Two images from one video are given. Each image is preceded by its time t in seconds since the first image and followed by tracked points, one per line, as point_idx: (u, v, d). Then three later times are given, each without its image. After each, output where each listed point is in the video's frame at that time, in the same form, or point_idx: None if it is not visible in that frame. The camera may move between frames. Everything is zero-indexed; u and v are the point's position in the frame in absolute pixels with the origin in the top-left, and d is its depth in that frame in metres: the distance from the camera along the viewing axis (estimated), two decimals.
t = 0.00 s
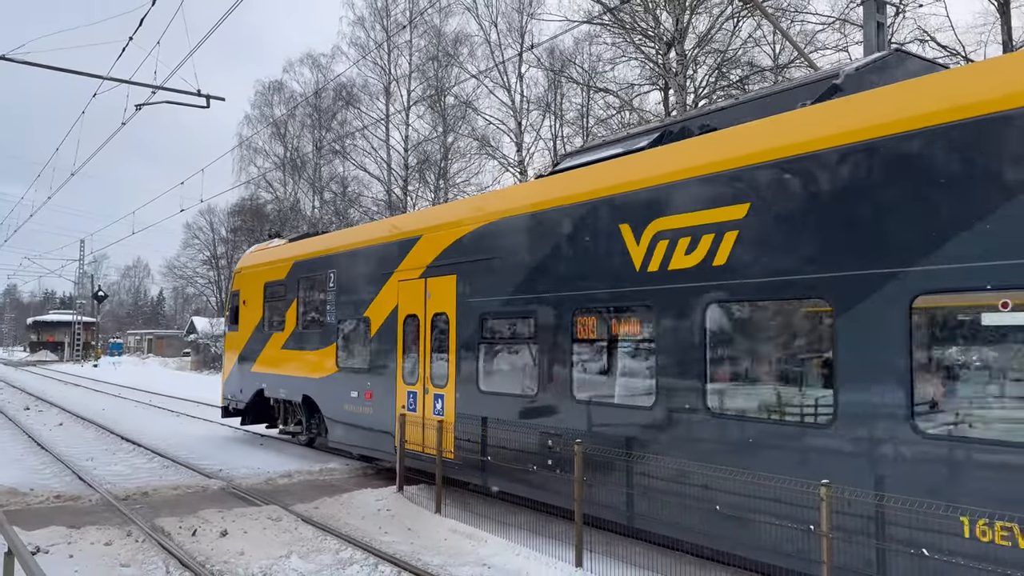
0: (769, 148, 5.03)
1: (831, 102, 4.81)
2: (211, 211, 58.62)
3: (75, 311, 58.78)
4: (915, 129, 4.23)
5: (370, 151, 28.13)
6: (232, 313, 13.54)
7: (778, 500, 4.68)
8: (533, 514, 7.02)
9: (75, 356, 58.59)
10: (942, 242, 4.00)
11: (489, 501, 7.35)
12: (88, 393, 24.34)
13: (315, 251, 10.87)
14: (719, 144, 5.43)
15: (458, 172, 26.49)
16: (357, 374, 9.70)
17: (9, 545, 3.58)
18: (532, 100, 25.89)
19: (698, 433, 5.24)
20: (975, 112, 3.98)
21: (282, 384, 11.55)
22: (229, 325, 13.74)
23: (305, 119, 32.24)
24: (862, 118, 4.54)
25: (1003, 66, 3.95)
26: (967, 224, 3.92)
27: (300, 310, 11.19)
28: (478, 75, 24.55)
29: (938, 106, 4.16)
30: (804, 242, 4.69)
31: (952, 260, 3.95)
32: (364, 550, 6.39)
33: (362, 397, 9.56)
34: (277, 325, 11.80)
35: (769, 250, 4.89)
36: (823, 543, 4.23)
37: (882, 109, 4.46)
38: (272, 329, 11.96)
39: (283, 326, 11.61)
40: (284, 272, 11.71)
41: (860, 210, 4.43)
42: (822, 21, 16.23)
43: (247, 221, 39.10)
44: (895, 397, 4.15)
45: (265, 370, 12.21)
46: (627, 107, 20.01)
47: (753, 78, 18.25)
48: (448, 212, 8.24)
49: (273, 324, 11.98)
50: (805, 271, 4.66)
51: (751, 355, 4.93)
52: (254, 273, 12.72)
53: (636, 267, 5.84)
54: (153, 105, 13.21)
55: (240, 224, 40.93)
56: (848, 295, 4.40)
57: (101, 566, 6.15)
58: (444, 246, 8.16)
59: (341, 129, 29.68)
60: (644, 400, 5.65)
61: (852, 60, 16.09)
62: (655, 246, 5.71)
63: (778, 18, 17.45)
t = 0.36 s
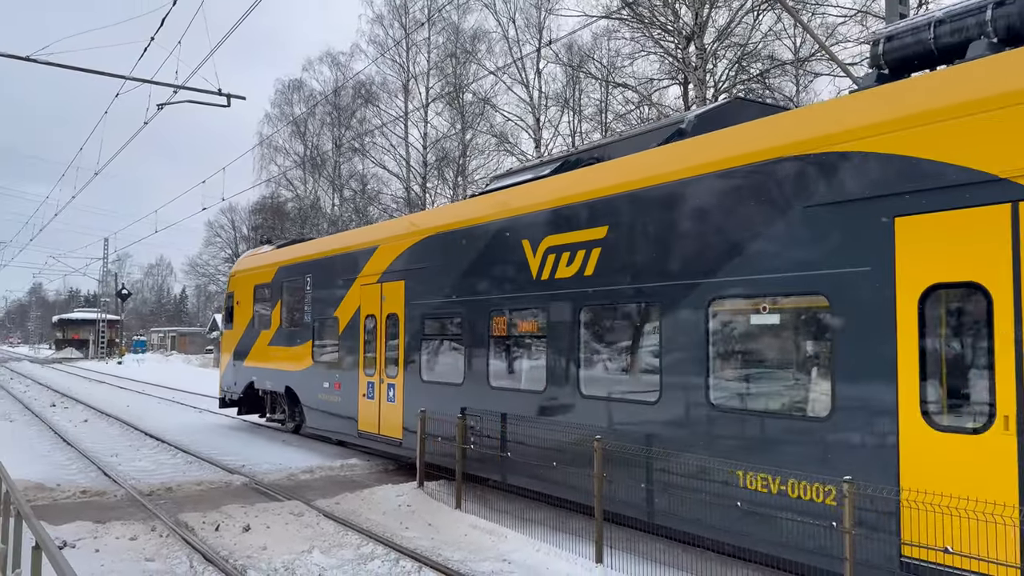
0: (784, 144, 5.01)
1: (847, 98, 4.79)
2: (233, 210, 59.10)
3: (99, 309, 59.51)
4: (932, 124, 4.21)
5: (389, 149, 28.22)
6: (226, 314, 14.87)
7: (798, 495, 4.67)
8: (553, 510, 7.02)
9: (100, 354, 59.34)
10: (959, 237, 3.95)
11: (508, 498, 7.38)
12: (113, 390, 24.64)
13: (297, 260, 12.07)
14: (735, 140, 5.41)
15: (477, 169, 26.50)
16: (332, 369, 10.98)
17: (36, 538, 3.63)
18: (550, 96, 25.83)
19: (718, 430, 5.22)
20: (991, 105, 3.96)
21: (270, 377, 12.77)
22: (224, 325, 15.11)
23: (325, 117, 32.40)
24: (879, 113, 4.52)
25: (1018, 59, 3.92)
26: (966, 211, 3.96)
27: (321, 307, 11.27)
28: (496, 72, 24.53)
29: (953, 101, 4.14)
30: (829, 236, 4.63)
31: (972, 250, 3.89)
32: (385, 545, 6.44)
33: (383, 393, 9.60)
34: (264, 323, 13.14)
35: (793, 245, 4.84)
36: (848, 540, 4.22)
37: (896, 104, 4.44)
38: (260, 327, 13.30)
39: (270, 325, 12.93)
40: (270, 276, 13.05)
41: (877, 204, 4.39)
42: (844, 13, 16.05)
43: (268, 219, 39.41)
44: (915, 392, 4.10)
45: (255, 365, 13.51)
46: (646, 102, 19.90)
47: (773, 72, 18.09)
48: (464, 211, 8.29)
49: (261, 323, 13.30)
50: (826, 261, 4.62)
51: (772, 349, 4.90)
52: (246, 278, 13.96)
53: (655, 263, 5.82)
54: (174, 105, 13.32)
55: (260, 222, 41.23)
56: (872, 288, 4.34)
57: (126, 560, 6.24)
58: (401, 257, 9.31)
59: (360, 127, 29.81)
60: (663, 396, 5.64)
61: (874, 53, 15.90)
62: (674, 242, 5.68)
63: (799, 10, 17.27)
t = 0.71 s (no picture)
0: (793, 140, 5.03)
1: (862, 92, 4.76)
2: (250, 207, 59.45)
3: (118, 306, 60.03)
4: (943, 120, 4.21)
5: (405, 146, 28.28)
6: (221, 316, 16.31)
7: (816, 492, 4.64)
8: (570, 507, 7.01)
9: (120, 351, 59.89)
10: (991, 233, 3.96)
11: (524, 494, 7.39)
12: (133, 387, 24.83)
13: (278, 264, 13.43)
14: (745, 137, 5.42)
15: (493, 165, 26.49)
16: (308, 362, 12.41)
17: (58, 533, 3.67)
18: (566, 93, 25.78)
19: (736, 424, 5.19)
20: (1002, 102, 3.95)
21: (258, 370, 14.25)
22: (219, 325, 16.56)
23: (341, 115, 32.50)
24: (888, 109, 4.51)
25: None
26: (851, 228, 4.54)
27: (337, 305, 11.32)
28: (511, 68, 24.49)
29: (963, 97, 4.13)
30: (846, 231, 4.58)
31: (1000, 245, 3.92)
32: (402, 541, 6.46)
33: (400, 390, 9.63)
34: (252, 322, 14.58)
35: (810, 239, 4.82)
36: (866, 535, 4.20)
37: (905, 100, 4.43)
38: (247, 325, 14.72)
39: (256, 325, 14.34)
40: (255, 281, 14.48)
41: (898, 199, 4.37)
42: (861, 6, 15.92)
43: (285, 216, 39.59)
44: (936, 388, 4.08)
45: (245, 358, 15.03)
46: (663, 98, 19.84)
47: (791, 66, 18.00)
48: (478, 208, 8.34)
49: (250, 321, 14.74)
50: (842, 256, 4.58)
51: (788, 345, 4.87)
52: (238, 279, 15.38)
53: (672, 257, 5.79)
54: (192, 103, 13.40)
55: (277, 219, 41.43)
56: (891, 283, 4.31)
57: (147, 555, 6.30)
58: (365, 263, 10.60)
59: (376, 125, 29.89)
60: (680, 391, 5.62)
61: (893, 47, 15.77)
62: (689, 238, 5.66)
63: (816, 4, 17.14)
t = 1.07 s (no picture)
0: (800, 138, 5.02)
1: (873, 88, 4.73)
2: (263, 205, 59.67)
3: (133, 305, 60.43)
4: (956, 116, 4.18)
5: (417, 144, 28.31)
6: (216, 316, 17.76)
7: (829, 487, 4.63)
8: (582, 505, 7.00)
9: (135, 349, 60.28)
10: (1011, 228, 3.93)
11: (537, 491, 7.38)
12: (148, 385, 25.00)
13: (263, 268, 14.88)
14: (753, 134, 5.41)
15: (504, 163, 26.48)
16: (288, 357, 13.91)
17: (74, 529, 3.70)
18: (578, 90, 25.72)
19: (751, 422, 5.16)
20: (1015, 100, 3.93)
21: (245, 364, 15.73)
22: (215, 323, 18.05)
23: (353, 113, 32.57)
24: (899, 105, 4.49)
25: None
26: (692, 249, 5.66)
27: (350, 303, 11.35)
28: (523, 66, 24.43)
29: (975, 94, 4.11)
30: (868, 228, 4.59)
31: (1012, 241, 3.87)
32: (415, 538, 6.47)
33: (411, 388, 9.65)
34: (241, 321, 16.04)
35: (827, 237, 4.80)
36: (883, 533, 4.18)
37: (916, 97, 4.41)
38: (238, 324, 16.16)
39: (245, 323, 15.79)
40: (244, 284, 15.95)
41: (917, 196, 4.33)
42: (875, 1, 15.82)
43: (298, 214, 39.72)
44: (953, 385, 4.04)
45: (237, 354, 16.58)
46: (674, 94, 19.78)
47: (804, 62, 17.90)
48: (488, 206, 8.38)
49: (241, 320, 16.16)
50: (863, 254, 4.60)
51: (804, 343, 4.86)
52: (229, 282, 16.95)
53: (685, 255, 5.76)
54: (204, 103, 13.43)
55: (290, 218, 41.60)
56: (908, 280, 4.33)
57: (162, 552, 6.34)
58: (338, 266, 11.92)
59: (387, 123, 29.93)
60: (693, 388, 5.60)
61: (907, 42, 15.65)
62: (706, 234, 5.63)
63: None
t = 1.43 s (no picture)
0: (806, 136, 5.02)
1: (880, 87, 4.72)
2: (272, 205, 59.79)
3: (144, 304, 60.66)
4: (964, 114, 4.17)
5: (425, 143, 28.33)
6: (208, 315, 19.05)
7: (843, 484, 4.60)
8: (591, 503, 6.99)
9: (145, 348, 60.49)
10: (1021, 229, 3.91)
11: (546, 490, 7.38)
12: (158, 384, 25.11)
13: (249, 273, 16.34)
14: (760, 132, 5.41)
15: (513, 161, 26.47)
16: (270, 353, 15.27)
17: (86, 526, 3.72)
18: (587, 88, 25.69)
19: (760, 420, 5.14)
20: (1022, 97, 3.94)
21: (232, 360, 17.18)
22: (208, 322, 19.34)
23: (361, 112, 32.61)
24: (904, 104, 4.50)
25: None
26: (561, 265, 7.15)
27: (360, 301, 11.37)
28: (531, 64, 24.41)
29: (981, 91, 4.12)
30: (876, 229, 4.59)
31: None
32: (424, 536, 6.47)
33: (420, 386, 9.67)
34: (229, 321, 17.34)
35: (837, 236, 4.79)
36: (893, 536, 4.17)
37: (924, 95, 4.40)
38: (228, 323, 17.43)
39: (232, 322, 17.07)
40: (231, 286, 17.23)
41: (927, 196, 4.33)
42: None
43: (307, 213, 39.82)
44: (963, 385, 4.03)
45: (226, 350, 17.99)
46: (684, 92, 19.75)
47: (814, 58, 17.85)
48: (494, 206, 8.40)
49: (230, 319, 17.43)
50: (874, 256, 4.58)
51: (814, 342, 4.85)
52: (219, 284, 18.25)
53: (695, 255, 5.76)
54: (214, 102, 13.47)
55: (298, 217, 41.68)
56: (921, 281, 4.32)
57: (173, 550, 6.37)
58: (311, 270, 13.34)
59: (396, 122, 29.95)
60: (703, 387, 5.59)
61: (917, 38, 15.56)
62: (715, 234, 5.62)
63: None
